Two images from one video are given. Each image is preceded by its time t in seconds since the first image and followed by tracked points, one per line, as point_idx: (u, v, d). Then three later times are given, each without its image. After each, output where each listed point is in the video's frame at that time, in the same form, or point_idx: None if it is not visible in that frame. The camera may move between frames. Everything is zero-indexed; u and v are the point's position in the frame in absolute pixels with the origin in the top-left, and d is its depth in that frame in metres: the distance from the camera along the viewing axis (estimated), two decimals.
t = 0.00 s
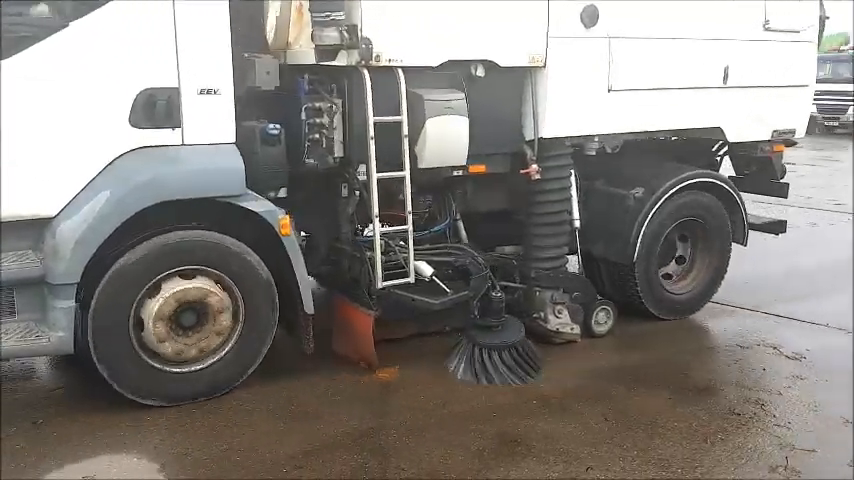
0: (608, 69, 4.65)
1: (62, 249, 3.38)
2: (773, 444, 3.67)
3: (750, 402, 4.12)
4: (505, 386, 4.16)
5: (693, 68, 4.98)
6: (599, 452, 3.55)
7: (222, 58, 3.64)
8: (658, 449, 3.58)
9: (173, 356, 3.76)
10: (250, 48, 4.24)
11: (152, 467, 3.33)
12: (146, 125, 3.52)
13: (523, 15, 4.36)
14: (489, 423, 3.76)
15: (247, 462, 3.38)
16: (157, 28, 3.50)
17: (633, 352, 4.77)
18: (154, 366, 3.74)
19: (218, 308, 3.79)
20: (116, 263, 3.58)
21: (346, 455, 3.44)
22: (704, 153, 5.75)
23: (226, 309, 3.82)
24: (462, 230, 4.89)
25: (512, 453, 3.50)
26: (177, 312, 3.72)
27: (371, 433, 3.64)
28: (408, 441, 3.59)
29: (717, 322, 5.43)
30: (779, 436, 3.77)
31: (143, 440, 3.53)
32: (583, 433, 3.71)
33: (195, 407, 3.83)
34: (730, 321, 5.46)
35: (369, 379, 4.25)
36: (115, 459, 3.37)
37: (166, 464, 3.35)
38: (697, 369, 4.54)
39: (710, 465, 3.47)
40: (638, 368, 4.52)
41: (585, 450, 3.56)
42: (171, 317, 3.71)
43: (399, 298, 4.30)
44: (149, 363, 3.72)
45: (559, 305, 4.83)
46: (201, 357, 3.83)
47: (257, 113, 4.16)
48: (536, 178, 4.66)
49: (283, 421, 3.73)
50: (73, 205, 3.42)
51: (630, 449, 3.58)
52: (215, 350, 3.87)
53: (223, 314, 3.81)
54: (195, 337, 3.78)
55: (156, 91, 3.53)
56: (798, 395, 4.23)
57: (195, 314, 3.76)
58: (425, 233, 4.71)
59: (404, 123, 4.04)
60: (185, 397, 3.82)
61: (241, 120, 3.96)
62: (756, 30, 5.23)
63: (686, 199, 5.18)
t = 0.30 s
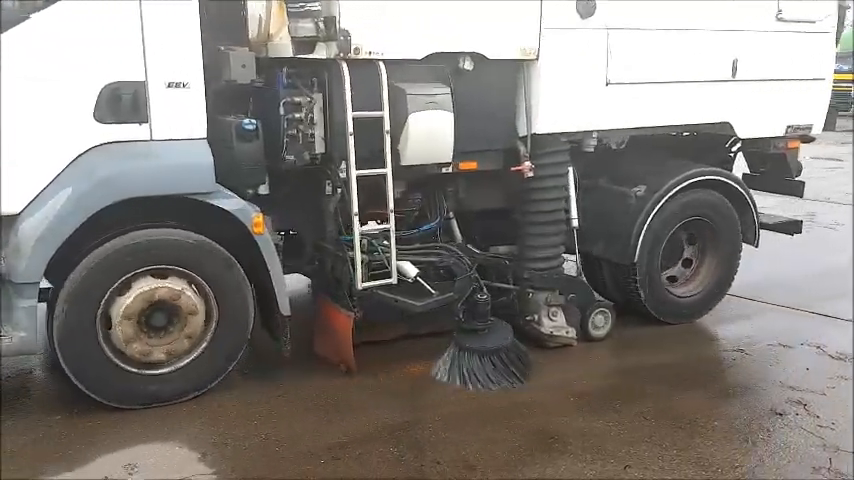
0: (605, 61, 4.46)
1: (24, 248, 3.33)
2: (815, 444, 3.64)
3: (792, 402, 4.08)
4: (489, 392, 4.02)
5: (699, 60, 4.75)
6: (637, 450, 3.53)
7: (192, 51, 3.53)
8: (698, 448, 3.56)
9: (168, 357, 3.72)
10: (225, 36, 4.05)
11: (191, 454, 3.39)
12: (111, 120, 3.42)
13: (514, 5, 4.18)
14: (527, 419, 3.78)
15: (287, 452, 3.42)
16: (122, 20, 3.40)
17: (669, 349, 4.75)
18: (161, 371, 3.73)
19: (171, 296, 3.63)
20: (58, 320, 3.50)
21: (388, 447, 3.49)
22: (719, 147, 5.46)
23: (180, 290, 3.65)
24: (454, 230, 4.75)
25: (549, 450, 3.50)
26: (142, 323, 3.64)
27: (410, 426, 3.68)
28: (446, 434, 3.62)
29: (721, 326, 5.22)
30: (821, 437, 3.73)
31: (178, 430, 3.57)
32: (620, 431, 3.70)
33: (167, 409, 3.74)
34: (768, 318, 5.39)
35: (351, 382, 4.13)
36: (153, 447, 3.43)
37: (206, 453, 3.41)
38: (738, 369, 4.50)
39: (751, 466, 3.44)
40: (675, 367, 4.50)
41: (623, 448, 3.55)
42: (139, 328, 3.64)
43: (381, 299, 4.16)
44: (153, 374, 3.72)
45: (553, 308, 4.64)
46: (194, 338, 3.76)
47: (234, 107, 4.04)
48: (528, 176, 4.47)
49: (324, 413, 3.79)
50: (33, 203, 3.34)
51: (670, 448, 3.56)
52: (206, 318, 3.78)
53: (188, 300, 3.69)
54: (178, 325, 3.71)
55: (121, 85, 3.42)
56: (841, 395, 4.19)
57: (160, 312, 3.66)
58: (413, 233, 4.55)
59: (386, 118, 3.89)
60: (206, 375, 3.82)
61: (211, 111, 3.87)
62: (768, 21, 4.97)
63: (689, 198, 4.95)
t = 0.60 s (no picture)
0: (603, 52, 4.27)
1: None
2: None
3: (843, 400, 3.93)
4: (475, 396, 3.87)
5: (705, 51, 4.54)
6: (681, 448, 3.43)
7: (164, 43, 3.44)
8: (743, 447, 3.44)
9: (165, 342, 3.68)
10: (205, 29, 4.03)
11: (235, 442, 3.42)
12: (79, 115, 3.34)
13: None
14: (566, 415, 3.70)
15: (328, 442, 3.42)
16: (91, 11, 3.31)
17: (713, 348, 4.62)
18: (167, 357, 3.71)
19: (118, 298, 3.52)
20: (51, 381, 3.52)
21: (427, 440, 3.44)
22: (734, 142, 5.28)
23: (123, 285, 3.52)
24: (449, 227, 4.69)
25: (591, 446, 3.42)
26: (112, 333, 3.58)
27: (448, 419, 3.63)
28: (485, 428, 3.55)
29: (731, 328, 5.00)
30: None
31: (222, 419, 3.61)
32: (662, 428, 3.61)
33: (146, 409, 3.67)
34: (805, 317, 5.18)
35: (335, 383, 4.01)
36: (198, 435, 3.47)
37: (248, 441, 3.43)
38: (786, 365, 4.37)
39: (799, 463, 3.31)
40: (710, 364, 4.37)
41: (666, 445, 3.45)
42: (117, 336, 3.60)
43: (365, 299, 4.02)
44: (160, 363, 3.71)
45: (550, 308, 4.47)
46: (172, 311, 3.64)
47: (214, 100, 3.88)
48: (523, 172, 4.31)
49: (365, 405, 3.78)
50: None
51: (714, 445, 3.45)
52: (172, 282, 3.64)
53: (138, 288, 3.54)
54: (153, 310, 3.60)
55: (91, 78, 3.34)
56: None
57: (125, 314, 3.58)
58: (404, 231, 4.40)
59: (368, 111, 3.75)
60: (203, 356, 3.75)
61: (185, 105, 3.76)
62: (781, 9, 4.73)
63: (695, 196, 4.74)
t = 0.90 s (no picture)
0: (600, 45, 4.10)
1: None
2: None
3: None
4: (462, 403, 3.73)
5: (709, 45, 4.34)
6: (727, 448, 3.36)
7: (137, 38, 3.36)
8: (792, 449, 3.36)
9: (147, 320, 3.60)
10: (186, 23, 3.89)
11: (279, 435, 3.46)
12: (48, 111, 3.29)
13: None
14: (610, 414, 3.65)
15: (368, 436, 3.44)
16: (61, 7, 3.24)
17: (759, 348, 4.53)
18: (164, 330, 3.65)
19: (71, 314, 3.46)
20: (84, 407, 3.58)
21: (468, 435, 3.43)
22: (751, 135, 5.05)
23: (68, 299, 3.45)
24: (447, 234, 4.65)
25: (633, 445, 3.37)
26: (93, 341, 3.55)
27: (488, 416, 3.61)
28: (527, 427, 3.52)
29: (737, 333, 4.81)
30: None
31: (265, 411, 3.66)
32: (707, 428, 3.54)
33: (126, 412, 3.61)
34: (822, 323, 4.94)
35: (317, 388, 3.91)
36: (243, 427, 3.52)
37: (292, 433, 3.46)
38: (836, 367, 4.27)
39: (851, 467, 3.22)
40: (758, 364, 4.29)
41: (712, 446, 3.38)
42: (104, 340, 3.57)
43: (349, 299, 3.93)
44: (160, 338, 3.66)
45: (544, 312, 4.28)
46: (132, 293, 3.53)
47: (195, 96, 3.81)
48: (515, 170, 4.14)
49: (407, 400, 3.78)
50: None
51: (761, 447, 3.37)
52: (115, 267, 3.51)
53: (82, 297, 3.45)
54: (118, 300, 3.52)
55: (62, 75, 3.31)
56: None
57: (95, 319, 3.53)
58: (393, 229, 4.30)
59: (351, 108, 3.62)
60: (190, 343, 3.69)
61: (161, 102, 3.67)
62: None
63: (698, 195, 4.53)
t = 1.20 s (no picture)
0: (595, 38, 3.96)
1: None
2: None
3: None
4: (448, 406, 3.62)
5: (713, 37, 4.17)
6: (773, 449, 3.36)
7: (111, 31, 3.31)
8: (841, 452, 3.37)
9: (111, 296, 3.48)
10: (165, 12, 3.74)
11: (321, 425, 3.47)
12: (21, 104, 3.33)
13: None
14: (653, 413, 3.64)
15: (410, 428, 3.45)
16: None
17: (787, 348, 4.46)
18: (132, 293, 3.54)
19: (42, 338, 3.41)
20: (125, 395, 3.59)
21: (512, 431, 3.43)
22: (760, 134, 4.80)
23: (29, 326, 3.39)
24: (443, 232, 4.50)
25: (679, 445, 3.36)
26: (82, 342, 3.50)
27: (532, 411, 3.61)
28: (569, 424, 3.51)
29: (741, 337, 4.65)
30: None
31: (305, 403, 3.67)
32: (753, 429, 3.53)
33: (112, 410, 3.55)
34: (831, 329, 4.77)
35: (299, 389, 3.82)
36: (286, 417, 3.54)
37: (334, 424, 3.48)
38: None
39: None
40: (802, 363, 4.27)
41: (759, 446, 3.38)
42: (94, 332, 3.51)
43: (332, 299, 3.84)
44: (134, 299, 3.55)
45: (536, 314, 4.16)
46: (76, 286, 3.41)
47: (175, 90, 3.68)
48: (507, 167, 4.01)
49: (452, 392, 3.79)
50: None
51: (808, 450, 3.37)
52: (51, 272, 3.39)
53: (40, 316, 3.39)
54: (77, 296, 3.43)
55: (32, 69, 3.34)
56: None
57: (71, 326, 3.47)
58: (380, 227, 4.20)
59: (331, 103, 3.53)
60: (172, 333, 3.62)
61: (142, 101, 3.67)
62: None
63: (697, 197, 4.35)
